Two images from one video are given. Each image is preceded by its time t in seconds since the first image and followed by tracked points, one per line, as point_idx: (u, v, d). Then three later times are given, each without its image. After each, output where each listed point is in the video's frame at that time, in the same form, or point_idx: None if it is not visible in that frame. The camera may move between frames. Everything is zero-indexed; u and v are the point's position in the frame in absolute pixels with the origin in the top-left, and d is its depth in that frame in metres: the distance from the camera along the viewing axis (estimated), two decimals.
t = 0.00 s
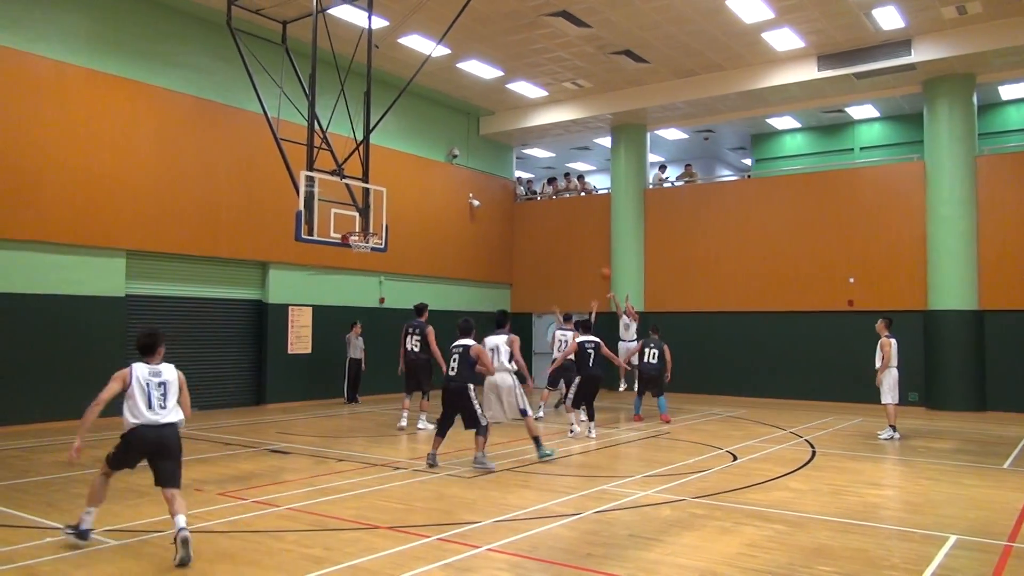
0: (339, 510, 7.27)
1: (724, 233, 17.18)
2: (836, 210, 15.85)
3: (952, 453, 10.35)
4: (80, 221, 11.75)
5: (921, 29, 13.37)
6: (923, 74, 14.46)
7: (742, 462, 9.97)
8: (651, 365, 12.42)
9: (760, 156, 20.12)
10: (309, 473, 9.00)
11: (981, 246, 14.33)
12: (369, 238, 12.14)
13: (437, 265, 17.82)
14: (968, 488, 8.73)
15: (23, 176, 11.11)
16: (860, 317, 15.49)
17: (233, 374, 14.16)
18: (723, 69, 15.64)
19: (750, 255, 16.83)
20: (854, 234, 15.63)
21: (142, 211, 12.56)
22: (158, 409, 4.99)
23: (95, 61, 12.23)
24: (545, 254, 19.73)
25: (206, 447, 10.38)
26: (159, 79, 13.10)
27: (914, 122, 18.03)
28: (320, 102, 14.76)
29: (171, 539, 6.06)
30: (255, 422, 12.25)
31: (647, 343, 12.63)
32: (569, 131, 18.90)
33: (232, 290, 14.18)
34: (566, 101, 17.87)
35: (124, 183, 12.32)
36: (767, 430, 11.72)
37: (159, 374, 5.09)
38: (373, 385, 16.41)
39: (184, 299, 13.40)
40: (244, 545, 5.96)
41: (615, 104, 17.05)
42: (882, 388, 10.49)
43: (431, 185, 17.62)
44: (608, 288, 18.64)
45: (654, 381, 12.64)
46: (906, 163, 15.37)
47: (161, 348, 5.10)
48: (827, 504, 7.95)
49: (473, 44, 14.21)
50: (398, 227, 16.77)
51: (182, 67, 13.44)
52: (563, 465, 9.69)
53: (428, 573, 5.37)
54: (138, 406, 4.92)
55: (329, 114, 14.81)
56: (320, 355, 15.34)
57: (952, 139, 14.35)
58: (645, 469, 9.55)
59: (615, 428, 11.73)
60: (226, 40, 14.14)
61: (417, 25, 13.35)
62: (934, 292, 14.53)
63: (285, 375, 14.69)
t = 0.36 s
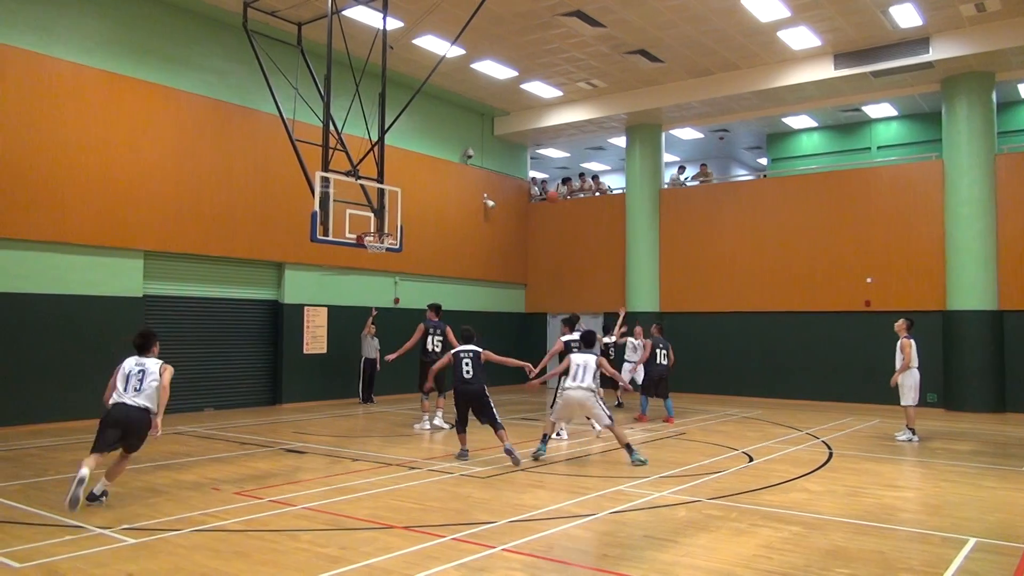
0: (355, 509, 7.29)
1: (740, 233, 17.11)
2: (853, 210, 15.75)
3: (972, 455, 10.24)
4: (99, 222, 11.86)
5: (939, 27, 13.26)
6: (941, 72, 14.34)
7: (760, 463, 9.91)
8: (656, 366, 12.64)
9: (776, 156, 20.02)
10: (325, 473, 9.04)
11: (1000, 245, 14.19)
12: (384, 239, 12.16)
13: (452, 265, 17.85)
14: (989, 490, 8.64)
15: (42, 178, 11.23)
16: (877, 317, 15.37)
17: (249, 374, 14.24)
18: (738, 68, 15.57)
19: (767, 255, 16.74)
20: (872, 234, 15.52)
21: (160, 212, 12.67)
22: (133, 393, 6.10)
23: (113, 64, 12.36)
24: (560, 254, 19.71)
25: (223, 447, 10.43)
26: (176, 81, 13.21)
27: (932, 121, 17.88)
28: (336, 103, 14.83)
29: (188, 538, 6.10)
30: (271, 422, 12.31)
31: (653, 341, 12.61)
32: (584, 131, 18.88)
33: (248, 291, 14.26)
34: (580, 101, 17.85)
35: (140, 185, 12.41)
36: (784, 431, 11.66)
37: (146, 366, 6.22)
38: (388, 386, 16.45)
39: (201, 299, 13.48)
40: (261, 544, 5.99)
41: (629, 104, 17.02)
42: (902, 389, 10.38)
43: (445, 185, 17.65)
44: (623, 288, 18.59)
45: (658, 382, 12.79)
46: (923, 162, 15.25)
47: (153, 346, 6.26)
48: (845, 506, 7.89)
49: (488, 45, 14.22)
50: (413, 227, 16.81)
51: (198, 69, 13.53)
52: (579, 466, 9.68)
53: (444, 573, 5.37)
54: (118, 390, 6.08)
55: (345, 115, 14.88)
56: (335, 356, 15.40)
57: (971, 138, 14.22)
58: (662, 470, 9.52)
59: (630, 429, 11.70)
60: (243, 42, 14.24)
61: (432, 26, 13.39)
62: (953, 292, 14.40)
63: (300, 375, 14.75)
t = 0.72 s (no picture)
0: (357, 510, 7.30)
1: (742, 233, 17.09)
2: (857, 210, 15.72)
3: (974, 455, 10.22)
4: (101, 223, 11.88)
5: (943, 26, 13.23)
6: (945, 72, 14.31)
7: (762, 463, 9.91)
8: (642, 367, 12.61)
9: (779, 156, 20.00)
10: (327, 473, 9.05)
11: (1005, 246, 14.15)
12: (386, 239, 12.19)
13: (454, 265, 17.85)
14: (993, 491, 8.61)
15: (46, 178, 11.27)
16: (880, 318, 15.35)
17: (252, 374, 14.27)
18: (741, 68, 15.54)
19: (769, 256, 16.72)
20: (875, 234, 15.49)
21: (163, 213, 12.69)
22: (173, 380, 7.81)
23: (116, 64, 12.36)
24: (562, 254, 19.70)
25: (225, 447, 10.44)
26: (178, 81, 13.22)
27: (935, 121, 17.86)
28: (338, 103, 14.86)
29: (191, 537, 6.11)
30: (273, 422, 12.33)
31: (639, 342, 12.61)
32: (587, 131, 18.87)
33: (251, 291, 14.28)
34: (583, 101, 17.85)
35: (143, 186, 12.44)
36: (787, 432, 11.64)
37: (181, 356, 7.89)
38: (391, 386, 16.46)
39: (204, 299, 13.50)
40: (262, 544, 6.00)
41: (632, 104, 17.00)
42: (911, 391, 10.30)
43: (448, 186, 17.65)
44: (626, 288, 18.59)
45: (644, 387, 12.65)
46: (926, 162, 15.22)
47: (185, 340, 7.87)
48: (847, 507, 7.88)
49: (490, 45, 14.23)
50: (415, 227, 16.82)
51: (201, 69, 13.54)
52: (581, 466, 9.68)
53: (445, 573, 5.37)
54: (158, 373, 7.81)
55: (347, 115, 14.90)
56: (338, 356, 15.42)
57: (974, 138, 14.20)
58: (664, 470, 9.52)
59: (632, 429, 11.70)
60: (246, 42, 14.26)
61: (434, 26, 13.40)
62: (957, 292, 14.36)
63: (303, 375, 14.77)
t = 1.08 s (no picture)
0: (357, 509, 7.31)
1: (742, 233, 17.10)
2: (856, 210, 15.72)
3: (974, 455, 10.21)
4: (101, 223, 11.89)
5: (943, 26, 13.22)
6: (945, 72, 14.30)
7: (761, 463, 9.91)
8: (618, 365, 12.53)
9: (779, 156, 20.01)
10: (327, 473, 9.05)
11: (1004, 246, 14.15)
12: (386, 239, 12.14)
13: (454, 265, 17.85)
14: (992, 491, 8.60)
15: (47, 178, 11.29)
16: (879, 318, 15.35)
17: (253, 374, 14.27)
18: (741, 68, 15.54)
19: (770, 256, 16.72)
20: (875, 234, 15.49)
21: (162, 213, 12.69)
22: (225, 376, 9.16)
23: (115, 64, 12.36)
24: (562, 254, 19.70)
25: (226, 447, 10.44)
26: (178, 81, 13.21)
27: (934, 121, 17.86)
28: (337, 103, 14.85)
29: (190, 537, 6.11)
30: (273, 422, 12.34)
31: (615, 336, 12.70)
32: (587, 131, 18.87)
33: (251, 291, 14.28)
34: (582, 101, 17.86)
35: (143, 185, 12.45)
36: (787, 432, 11.64)
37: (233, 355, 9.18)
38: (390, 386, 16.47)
39: (203, 299, 13.49)
40: (262, 544, 6.00)
41: (632, 104, 17.01)
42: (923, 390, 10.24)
43: (448, 186, 17.65)
44: (625, 288, 18.59)
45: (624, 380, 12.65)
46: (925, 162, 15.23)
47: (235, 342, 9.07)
48: (847, 507, 7.88)
49: (490, 45, 14.23)
50: (415, 227, 16.82)
51: (201, 69, 13.55)
52: (580, 465, 9.69)
53: (445, 573, 5.37)
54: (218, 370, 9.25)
55: (347, 116, 14.90)
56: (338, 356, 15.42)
57: (974, 138, 14.20)
58: (663, 470, 9.52)
59: (631, 429, 11.72)
60: (245, 43, 14.26)
61: (434, 26, 13.40)
62: (956, 292, 14.36)
63: (303, 375, 14.77)
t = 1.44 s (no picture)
0: (358, 509, 7.30)
1: (743, 233, 17.09)
2: (857, 210, 15.72)
3: (975, 455, 10.20)
4: (102, 223, 11.90)
5: (944, 26, 13.22)
6: (945, 72, 14.30)
7: (762, 463, 9.90)
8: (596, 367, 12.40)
9: (780, 155, 20.00)
10: (327, 473, 9.04)
11: (1006, 246, 14.14)
12: (387, 239, 12.20)
13: (455, 265, 17.84)
14: (993, 491, 8.60)
15: (50, 178, 11.31)
16: (880, 318, 15.34)
17: (253, 374, 14.27)
18: (742, 68, 15.52)
19: (770, 256, 16.71)
20: (876, 234, 15.48)
21: (164, 213, 12.70)
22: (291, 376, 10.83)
23: (115, 64, 12.36)
24: (563, 254, 19.70)
25: (226, 447, 10.43)
26: (179, 82, 13.22)
27: (935, 121, 17.87)
28: (338, 103, 14.85)
29: (190, 538, 6.10)
30: (274, 422, 12.34)
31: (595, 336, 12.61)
32: (587, 131, 18.87)
33: (252, 291, 14.28)
34: (583, 101, 17.86)
35: (145, 186, 12.46)
36: (787, 431, 11.64)
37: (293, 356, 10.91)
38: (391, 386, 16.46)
39: (204, 299, 13.49)
40: (263, 544, 6.00)
41: (632, 104, 17.01)
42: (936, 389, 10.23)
43: (448, 186, 17.65)
44: (626, 288, 18.60)
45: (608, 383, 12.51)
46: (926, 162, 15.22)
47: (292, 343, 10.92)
48: (848, 507, 7.87)
49: (491, 45, 14.23)
50: (415, 227, 16.81)
51: (202, 70, 13.55)
52: (581, 465, 9.68)
53: (446, 573, 5.37)
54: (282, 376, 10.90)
55: (348, 115, 14.89)
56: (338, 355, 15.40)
57: (975, 138, 14.19)
58: (663, 470, 9.51)
59: (631, 428, 11.72)
60: (246, 43, 14.27)
61: (434, 26, 13.40)
62: (957, 292, 14.35)
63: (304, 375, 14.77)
